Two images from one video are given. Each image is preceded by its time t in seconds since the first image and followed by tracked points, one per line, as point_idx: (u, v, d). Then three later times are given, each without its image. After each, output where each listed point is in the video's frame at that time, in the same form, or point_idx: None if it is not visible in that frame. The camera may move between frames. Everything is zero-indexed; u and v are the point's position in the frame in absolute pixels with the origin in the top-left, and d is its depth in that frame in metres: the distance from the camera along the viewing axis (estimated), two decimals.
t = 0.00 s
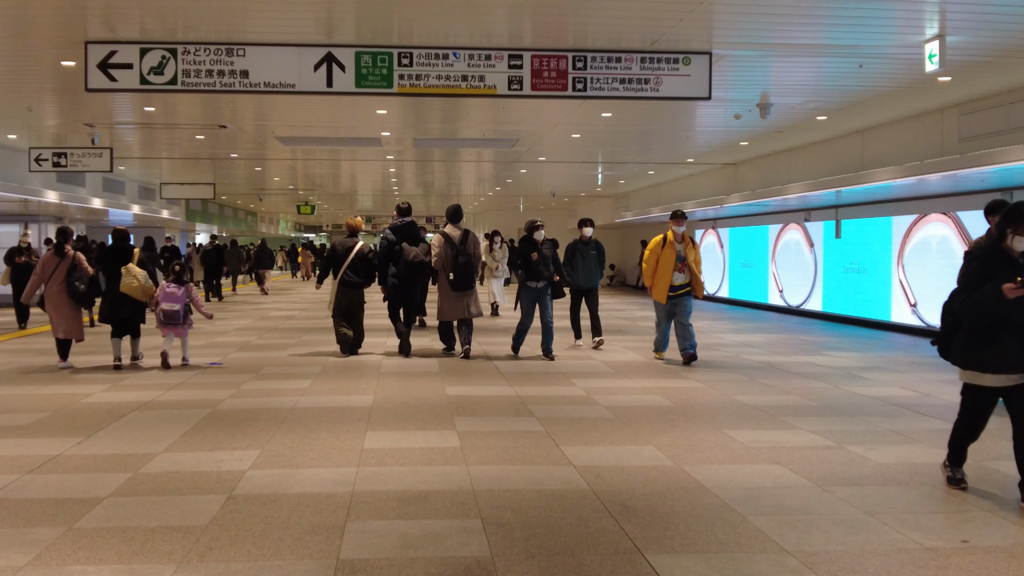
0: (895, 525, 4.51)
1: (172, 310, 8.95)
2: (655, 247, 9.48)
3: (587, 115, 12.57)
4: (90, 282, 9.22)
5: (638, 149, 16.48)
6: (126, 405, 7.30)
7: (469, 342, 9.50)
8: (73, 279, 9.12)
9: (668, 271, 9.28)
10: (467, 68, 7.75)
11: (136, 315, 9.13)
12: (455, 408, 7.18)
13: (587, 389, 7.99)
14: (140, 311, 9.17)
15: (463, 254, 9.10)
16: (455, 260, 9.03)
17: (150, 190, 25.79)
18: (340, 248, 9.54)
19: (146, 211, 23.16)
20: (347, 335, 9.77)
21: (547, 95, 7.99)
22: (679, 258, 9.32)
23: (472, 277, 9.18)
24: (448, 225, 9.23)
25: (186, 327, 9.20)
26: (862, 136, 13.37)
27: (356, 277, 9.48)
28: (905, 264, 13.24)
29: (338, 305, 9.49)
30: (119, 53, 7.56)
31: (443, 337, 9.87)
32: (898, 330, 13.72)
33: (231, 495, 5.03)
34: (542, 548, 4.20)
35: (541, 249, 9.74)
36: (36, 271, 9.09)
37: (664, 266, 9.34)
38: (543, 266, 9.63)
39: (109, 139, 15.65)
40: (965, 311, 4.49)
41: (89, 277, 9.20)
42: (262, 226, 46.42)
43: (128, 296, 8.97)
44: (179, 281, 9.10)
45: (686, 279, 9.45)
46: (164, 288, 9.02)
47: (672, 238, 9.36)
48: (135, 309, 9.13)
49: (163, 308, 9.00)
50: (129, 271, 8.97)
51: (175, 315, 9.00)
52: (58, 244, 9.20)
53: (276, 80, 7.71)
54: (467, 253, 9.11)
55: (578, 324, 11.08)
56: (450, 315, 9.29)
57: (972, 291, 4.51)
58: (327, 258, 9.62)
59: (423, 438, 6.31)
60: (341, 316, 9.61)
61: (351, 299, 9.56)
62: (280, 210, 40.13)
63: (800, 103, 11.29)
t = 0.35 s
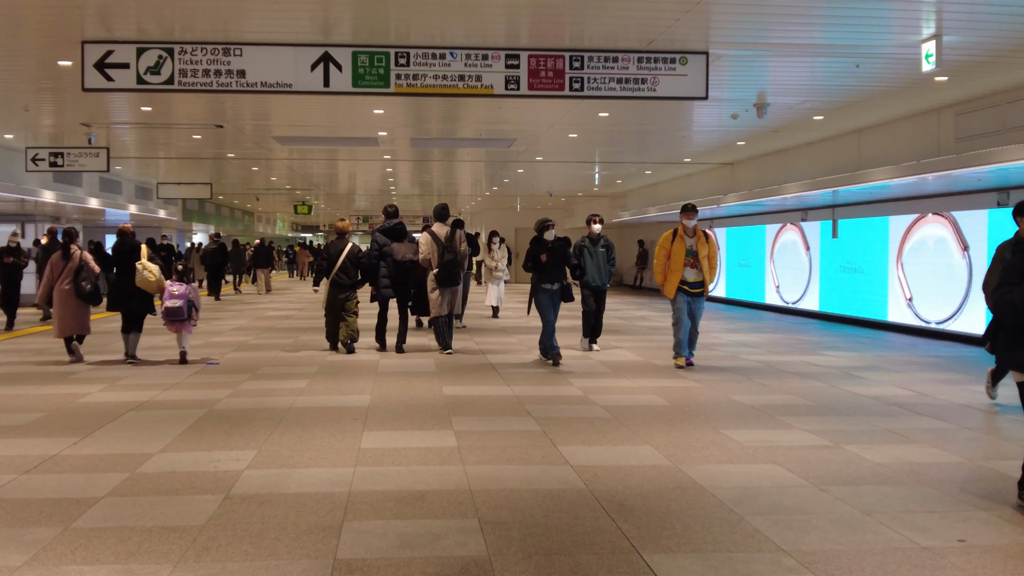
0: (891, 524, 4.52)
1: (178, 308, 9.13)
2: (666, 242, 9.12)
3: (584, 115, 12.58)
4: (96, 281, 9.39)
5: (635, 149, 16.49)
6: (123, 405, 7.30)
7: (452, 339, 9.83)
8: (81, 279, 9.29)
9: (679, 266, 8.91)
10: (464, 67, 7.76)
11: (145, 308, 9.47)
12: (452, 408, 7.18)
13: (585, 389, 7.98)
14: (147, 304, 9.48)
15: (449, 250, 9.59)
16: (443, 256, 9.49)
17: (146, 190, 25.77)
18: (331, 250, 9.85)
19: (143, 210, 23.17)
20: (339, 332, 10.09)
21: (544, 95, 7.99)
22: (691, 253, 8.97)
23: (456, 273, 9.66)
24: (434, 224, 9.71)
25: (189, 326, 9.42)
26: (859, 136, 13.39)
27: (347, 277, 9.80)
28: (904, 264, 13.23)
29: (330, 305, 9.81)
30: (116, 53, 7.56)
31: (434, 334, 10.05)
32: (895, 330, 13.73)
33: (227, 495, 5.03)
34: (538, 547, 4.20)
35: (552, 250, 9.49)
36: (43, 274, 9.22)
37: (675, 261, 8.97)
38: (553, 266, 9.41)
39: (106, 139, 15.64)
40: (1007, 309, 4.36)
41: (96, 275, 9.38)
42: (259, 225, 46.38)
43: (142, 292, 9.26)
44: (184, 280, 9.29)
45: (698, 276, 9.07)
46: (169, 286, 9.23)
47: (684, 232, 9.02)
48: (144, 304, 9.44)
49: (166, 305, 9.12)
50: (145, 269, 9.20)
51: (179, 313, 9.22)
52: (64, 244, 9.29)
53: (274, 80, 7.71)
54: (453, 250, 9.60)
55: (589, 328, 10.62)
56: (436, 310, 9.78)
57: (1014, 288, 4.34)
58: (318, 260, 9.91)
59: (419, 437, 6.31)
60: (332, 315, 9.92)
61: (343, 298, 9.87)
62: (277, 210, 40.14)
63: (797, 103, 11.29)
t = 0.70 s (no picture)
0: (888, 524, 4.52)
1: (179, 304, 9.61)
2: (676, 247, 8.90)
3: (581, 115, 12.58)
4: (103, 284, 9.69)
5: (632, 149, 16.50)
6: (121, 405, 7.29)
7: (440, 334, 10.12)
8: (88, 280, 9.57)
9: (690, 269, 8.69)
10: (461, 67, 7.76)
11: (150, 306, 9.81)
12: (448, 408, 7.18)
13: (582, 389, 7.98)
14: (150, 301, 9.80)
15: (438, 250, 9.83)
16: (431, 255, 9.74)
17: (143, 190, 25.76)
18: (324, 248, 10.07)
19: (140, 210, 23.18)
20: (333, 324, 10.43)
21: (541, 95, 7.99)
22: (702, 255, 8.76)
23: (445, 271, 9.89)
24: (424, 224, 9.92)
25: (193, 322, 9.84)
26: (856, 136, 13.40)
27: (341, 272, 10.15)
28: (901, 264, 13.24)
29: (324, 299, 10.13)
30: (113, 53, 7.56)
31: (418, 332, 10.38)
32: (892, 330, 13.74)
33: (225, 495, 5.03)
34: (535, 547, 4.20)
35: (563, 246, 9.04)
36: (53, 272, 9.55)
37: (686, 263, 8.76)
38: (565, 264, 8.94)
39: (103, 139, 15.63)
40: None
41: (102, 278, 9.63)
42: (256, 226, 46.35)
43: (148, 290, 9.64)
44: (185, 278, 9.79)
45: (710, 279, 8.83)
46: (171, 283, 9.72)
47: (695, 234, 8.82)
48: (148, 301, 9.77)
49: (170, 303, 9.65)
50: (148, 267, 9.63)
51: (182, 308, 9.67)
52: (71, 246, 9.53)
53: (271, 80, 7.71)
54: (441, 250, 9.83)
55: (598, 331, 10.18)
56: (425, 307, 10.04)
57: None
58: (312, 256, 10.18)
59: (416, 437, 6.31)
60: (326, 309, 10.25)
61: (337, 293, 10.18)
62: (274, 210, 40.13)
63: (794, 103, 11.29)
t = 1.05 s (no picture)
0: (885, 523, 4.53)
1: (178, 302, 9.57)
2: (695, 248, 8.62)
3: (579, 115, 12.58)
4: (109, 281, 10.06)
5: (629, 149, 16.52)
6: (118, 405, 7.29)
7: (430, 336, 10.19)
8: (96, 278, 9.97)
9: (712, 273, 8.42)
10: (459, 67, 7.76)
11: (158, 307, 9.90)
12: (445, 408, 7.19)
13: (579, 389, 7.99)
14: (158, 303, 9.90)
15: (423, 252, 9.98)
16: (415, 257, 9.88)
17: (141, 190, 25.73)
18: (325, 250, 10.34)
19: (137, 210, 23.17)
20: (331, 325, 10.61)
21: (538, 95, 7.99)
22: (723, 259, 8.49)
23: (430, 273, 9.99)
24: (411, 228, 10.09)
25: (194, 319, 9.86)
26: (854, 136, 13.40)
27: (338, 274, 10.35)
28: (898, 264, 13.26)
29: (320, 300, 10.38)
30: (110, 53, 7.55)
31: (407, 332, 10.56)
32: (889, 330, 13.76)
33: (222, 495, 5.03)
34: (533, 547, 4.20)
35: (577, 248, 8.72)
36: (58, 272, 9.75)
37: (706, 266, 8.47)
38: (580, 267, 8.61)
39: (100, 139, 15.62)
40: None
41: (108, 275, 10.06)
42: (253, 225, 46.30)
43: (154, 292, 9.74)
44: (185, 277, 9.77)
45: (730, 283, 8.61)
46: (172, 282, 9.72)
47: (715, 236, 8.53)
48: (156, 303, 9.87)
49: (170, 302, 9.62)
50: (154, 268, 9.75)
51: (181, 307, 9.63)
52: (76, 245, 9.79)
53: (269, 80, 7.71)
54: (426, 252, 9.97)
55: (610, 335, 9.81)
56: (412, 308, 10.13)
57: None
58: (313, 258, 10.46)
59: (413, 438, 6.31)
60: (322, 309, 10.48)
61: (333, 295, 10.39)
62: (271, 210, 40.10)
63: (791, 103, 11.29)
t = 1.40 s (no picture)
0: (884, 523, 4.53)
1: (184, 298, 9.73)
2: (712, 246, 8.34)
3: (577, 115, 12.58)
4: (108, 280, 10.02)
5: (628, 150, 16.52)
6: (116, 405, 7.28)
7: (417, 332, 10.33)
8: (96, 276, 9.93)
9: (730, 271, 8.10)
10: (457, 67, 7.76)
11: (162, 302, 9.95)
12: (442, 408, 7.18)
13: (578, 389, 7.99)
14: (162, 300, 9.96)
15: (411, 250, 10.12)
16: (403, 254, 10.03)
17: (139, 190, 25.73)
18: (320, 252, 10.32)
19: (136, 210, 23.16)
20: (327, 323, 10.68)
21: (537, 95, 7.99)
22: (741, 257, 8.19)
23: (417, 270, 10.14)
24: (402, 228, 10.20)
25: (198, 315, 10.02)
26: (851, 136, 13.42)
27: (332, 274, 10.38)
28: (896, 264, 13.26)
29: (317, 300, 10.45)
30: (108, 53, 7.55)
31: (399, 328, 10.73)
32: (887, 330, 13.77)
33: (220, 495, 5.02)
34: (531, 547, 4.20)
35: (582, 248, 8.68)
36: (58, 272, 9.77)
37: (724, 263, 8.17)
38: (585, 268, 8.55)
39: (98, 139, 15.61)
40: None
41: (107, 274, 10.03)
42: (251, 225, 46.29)
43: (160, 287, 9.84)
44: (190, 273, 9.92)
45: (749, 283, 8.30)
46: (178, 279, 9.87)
47: (732, 233, 8.25)
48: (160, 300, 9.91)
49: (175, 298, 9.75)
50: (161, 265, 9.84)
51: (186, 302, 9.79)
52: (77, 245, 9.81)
53: (266, 80, 7.71)
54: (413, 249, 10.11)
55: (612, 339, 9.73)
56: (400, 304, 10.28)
57: None
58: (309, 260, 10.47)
59: (412, 438, 6.31)
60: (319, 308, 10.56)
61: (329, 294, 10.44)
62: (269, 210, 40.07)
63: (789, 103, 11.29)
